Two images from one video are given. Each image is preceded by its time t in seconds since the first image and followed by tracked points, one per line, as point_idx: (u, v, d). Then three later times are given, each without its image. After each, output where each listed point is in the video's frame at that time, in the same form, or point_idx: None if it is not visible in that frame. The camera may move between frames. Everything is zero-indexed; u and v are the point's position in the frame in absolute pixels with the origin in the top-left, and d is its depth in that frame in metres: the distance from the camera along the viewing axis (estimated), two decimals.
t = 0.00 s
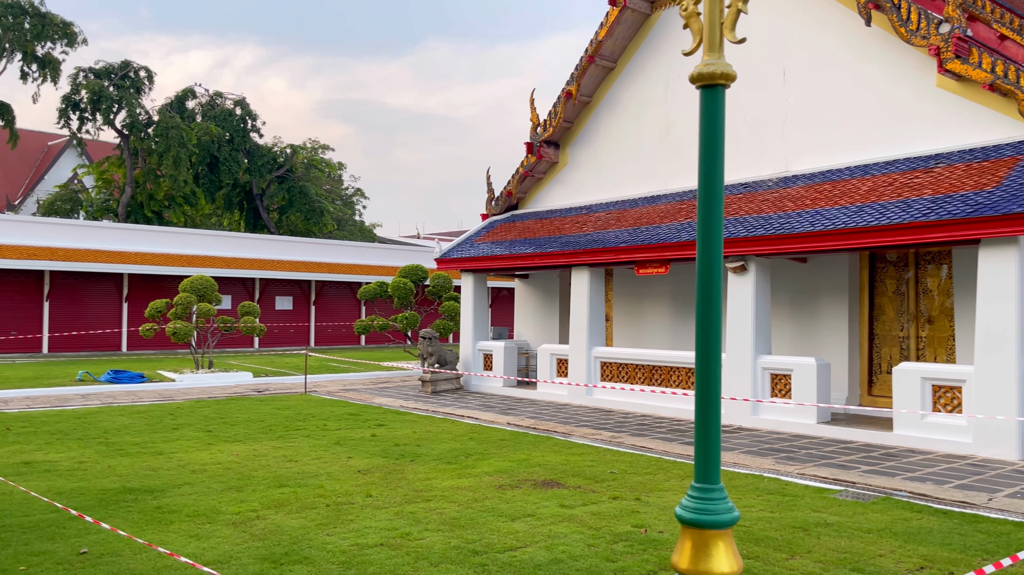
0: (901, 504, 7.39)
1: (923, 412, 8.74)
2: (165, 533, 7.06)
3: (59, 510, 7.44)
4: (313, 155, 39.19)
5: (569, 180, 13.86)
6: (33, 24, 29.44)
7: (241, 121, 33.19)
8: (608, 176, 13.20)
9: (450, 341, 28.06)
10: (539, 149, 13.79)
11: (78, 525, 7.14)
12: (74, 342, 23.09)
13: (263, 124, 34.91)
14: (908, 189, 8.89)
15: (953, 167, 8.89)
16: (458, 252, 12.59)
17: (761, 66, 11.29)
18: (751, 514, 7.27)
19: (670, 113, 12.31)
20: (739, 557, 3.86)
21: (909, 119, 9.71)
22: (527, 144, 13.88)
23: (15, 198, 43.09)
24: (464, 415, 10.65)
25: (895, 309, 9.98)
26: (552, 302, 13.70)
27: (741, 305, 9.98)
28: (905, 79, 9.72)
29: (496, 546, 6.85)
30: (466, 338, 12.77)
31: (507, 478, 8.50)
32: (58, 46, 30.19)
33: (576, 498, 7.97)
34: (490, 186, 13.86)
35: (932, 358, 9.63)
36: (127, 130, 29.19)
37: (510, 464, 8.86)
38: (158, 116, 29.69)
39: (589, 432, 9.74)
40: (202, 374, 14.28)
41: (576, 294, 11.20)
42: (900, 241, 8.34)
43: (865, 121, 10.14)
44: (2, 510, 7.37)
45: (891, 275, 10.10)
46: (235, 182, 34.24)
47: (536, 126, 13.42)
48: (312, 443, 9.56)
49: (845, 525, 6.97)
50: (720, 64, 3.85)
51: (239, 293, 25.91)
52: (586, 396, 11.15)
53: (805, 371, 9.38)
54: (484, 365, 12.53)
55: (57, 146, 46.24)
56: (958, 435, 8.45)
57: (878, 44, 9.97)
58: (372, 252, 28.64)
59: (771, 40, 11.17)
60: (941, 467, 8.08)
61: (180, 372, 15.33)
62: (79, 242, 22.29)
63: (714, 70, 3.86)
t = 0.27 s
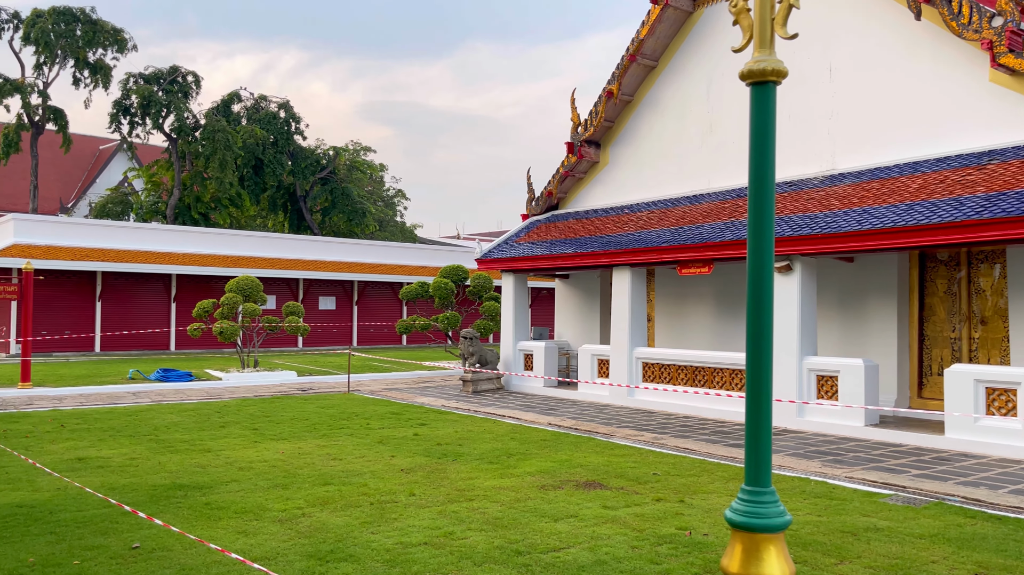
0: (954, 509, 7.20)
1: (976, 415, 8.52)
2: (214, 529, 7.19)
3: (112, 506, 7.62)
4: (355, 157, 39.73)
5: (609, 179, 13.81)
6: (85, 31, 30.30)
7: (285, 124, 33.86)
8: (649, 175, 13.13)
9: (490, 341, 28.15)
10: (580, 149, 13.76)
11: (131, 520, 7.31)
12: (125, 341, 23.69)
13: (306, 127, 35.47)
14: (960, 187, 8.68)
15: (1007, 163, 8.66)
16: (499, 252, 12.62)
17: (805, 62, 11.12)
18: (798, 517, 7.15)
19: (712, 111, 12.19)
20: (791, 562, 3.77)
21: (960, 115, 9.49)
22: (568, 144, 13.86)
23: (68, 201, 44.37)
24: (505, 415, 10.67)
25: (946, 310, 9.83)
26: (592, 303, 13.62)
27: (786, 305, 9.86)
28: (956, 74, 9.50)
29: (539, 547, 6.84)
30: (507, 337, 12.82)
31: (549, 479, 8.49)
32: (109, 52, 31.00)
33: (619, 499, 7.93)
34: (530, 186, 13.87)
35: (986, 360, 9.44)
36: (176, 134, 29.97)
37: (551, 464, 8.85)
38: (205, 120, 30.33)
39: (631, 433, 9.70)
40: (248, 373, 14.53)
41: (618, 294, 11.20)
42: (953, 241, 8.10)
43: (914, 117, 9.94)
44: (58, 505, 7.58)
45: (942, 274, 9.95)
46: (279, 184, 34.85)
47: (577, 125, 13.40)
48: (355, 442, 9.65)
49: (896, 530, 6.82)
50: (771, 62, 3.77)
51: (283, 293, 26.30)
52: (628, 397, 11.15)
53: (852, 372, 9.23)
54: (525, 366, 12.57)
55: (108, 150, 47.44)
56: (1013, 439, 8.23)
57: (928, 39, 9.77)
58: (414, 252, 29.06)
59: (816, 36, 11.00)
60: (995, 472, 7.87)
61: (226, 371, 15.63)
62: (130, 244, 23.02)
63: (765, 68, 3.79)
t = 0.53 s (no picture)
0: (1011, 515, 6.99)
1: None
2: (262, 526, 7.31)
3: (164, 502, 7.79)
4: (397, 159, 40.11)
5: (651, 179, 13.73)
6: (136, 38, 31.08)
7: (329, 126, 34.38)
8: (692, 174, 13.02)
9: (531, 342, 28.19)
10: (622, 148, 13.68)
11: (182, 516, 7.46)
12: (174, 340, 24.21)
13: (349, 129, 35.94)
14: (1015, 183, 8.43)
15: None
16: (540, 252, 12.65)
17: (853, 58, 10.92)
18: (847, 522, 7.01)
19: (756, 108, 12.03)
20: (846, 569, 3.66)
21: (1015, 110, 9.23)
22: (610, 144, 13.80)
23: (119, 204, 45.69)
24: (547, 415, 10.67)
25: (1001, 311, 9.54)
26: (635, 303, 13.60)
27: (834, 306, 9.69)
28: (1011, 68, 9.26)
29: (584, 548, 6.82)
30: (548, 338, 12.83)
31: (593, 480, 8.45)
32: (159, 58, 31.76)
33: (664, 502, 7.86)
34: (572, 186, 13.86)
35: None
36: (223, 138, 30.55)
37: (595, 466, 8.83)
38: (251, 124, 30.91)
39: (675, 435, 9.62)
40: (293, 373, 14.75)
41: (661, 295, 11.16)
42: (1008, 239, 7.84)
43: (967, 113, 9.70)
44: (112, 501, 7.78)
45: (996, 274, 9.64)
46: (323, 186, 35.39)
47: (619, 125, 13.33)
48: (399, 441, 9.73)
49: (951, 536, 6.63)
50: (825, 57, 3.67)
51: (327, 295, 26.65)
52: (671, 398, 11.11)
53: (904, 374, 9.02)
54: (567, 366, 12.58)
55: (157, 154, 48.67)
56: None
57: (982, 33, 9.54)
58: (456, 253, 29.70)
59: (865, 31, 10.79)
60: None
61: (271, 371, 15.90)
62: (179, 245, 23.54)
63: (818, 63, 3.68)
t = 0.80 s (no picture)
0: None
1: None
2: (310, 525, 7.40)
3: (214, 500, 7.93)
4: (438, 160, 40.39)
5: (694, 178, 13.64)
6: (184, 44, 31.76)
7: (371, 129, 34.79)
8: (736, 174, 12.90)
9: (572, 342, 28.17)
10: (664, 147, 13.60)
11: (232, 514, 7.59)
12: (222, 341, 24.67)
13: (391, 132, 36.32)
14: None
15: None
16: (582, 253, 12.70)
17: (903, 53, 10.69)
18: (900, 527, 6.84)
19: (802, 106, 11.86)
20: None
21: None
22: (652, 143, 13.71)
23: (167, 207, 46.91)
24: (590, 416, 10.71)
25: None
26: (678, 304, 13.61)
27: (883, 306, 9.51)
28: None
29: (629, 550, 6.78)
30: (590, 340, 12.84)
31: (637, 482, 8.41)
32: (206, 64, 32.44)
33: (710, 504, 7.78)
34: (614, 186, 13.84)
35: None
36: (268, 141, 31.07)
37: (639, 468, 8.79)
38: (295, 127, 31.38)
39: (720, 437, 9.56)
40: (338, 373, 14.94)
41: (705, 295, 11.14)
42: None
43: None
44: (164, 498, 7.95)
45: None
46: (365, 188, 35.83)
47: (661, 124, 13.27)
48: (442, 441, 9.81)
49: (1008, 543, 6.44)
50: (884, 53, 3.60)
51: (371, 295, 26.84)
52: (716, 400, 11.07)
53: (956, 376, 8.82)
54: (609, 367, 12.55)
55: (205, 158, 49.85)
56: None
57: None
58: (495, 254, 29.84)
59: (915, 25, 10.56)
60: None
61: (316, 370, 16.15)
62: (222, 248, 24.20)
63: (877, 59, 3.62)
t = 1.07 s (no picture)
0: None
1: None
2: (356, 524, 7.46)
3: (262, 498, 8.04)
4: (476, 162, 40.55)
5: (737, 178, 13.55)
6: (228, 51, 32.34)
7: (410, 132, 35.09)
8: (779, 173, 12.79)
9: (612, 344, 28.08)
10: (705, 147, 13.52)
11: (280, 513, 7.68)
12: (266, 342, 25.01)
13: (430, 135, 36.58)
14: None
15: None
16: (623, 253, 12.84)
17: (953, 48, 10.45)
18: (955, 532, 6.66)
19: (847, 104, 11.70)
20: None
21: None
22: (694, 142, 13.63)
23: (212, 210, 48.41)
24: (633, 418, 10.77)
25: None
26: (721, 305, 13.58)
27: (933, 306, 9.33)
28: None
29: (675, 553, 6.69)
30: (631, 342, 12.95)
31: (682, 484, 8.34)
32: (250, 70, 32.98)
33: (757, 507, 7.68)
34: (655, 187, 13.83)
35: None
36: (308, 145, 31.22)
37: (683, 470, 8.72)
38: (336, 132, 31.77)
39: (765, 440, 9.47)
40: (379, 374, 15.10)
41: (748, 296, 11.08)
42: None
43: None
44: (213, 496, 8.08)
45: None
46: (405, 191, 36.17)
47: (702, 123, 13.19)
48: (484, 442, 9.88)
49: None
50: (943, 46, 3.49)
51: (411, 297, 27.12)
52: (760, 402, 11.01)
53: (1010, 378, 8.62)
54: (650, 369, 12.66)
55: (248, 163, 50.88)
56: None
57: None
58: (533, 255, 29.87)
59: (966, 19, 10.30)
60: None
61: (358, 371, 16.39)
62: (263, 251, 24.60)
63: (936, 53, 3.52)
